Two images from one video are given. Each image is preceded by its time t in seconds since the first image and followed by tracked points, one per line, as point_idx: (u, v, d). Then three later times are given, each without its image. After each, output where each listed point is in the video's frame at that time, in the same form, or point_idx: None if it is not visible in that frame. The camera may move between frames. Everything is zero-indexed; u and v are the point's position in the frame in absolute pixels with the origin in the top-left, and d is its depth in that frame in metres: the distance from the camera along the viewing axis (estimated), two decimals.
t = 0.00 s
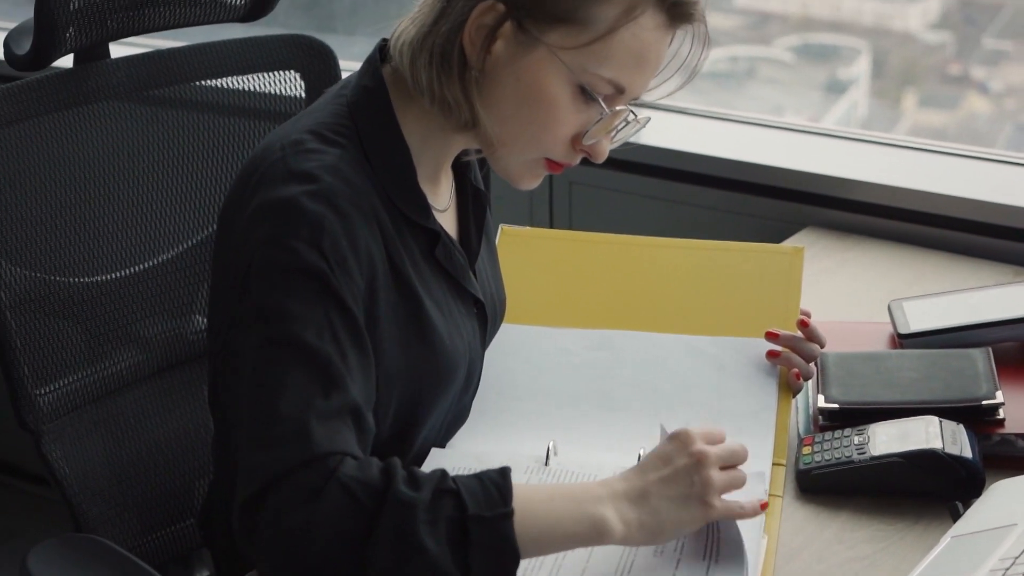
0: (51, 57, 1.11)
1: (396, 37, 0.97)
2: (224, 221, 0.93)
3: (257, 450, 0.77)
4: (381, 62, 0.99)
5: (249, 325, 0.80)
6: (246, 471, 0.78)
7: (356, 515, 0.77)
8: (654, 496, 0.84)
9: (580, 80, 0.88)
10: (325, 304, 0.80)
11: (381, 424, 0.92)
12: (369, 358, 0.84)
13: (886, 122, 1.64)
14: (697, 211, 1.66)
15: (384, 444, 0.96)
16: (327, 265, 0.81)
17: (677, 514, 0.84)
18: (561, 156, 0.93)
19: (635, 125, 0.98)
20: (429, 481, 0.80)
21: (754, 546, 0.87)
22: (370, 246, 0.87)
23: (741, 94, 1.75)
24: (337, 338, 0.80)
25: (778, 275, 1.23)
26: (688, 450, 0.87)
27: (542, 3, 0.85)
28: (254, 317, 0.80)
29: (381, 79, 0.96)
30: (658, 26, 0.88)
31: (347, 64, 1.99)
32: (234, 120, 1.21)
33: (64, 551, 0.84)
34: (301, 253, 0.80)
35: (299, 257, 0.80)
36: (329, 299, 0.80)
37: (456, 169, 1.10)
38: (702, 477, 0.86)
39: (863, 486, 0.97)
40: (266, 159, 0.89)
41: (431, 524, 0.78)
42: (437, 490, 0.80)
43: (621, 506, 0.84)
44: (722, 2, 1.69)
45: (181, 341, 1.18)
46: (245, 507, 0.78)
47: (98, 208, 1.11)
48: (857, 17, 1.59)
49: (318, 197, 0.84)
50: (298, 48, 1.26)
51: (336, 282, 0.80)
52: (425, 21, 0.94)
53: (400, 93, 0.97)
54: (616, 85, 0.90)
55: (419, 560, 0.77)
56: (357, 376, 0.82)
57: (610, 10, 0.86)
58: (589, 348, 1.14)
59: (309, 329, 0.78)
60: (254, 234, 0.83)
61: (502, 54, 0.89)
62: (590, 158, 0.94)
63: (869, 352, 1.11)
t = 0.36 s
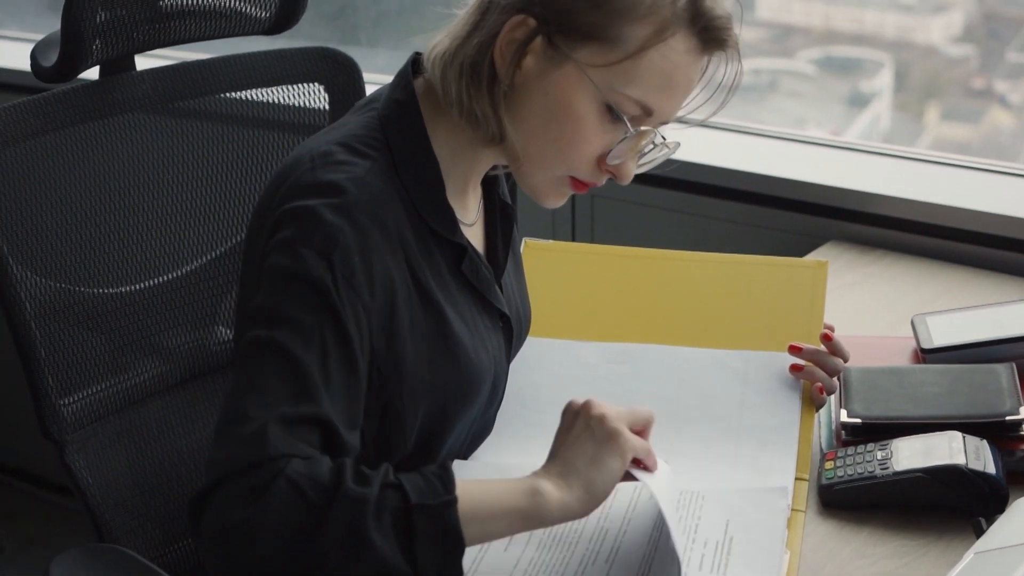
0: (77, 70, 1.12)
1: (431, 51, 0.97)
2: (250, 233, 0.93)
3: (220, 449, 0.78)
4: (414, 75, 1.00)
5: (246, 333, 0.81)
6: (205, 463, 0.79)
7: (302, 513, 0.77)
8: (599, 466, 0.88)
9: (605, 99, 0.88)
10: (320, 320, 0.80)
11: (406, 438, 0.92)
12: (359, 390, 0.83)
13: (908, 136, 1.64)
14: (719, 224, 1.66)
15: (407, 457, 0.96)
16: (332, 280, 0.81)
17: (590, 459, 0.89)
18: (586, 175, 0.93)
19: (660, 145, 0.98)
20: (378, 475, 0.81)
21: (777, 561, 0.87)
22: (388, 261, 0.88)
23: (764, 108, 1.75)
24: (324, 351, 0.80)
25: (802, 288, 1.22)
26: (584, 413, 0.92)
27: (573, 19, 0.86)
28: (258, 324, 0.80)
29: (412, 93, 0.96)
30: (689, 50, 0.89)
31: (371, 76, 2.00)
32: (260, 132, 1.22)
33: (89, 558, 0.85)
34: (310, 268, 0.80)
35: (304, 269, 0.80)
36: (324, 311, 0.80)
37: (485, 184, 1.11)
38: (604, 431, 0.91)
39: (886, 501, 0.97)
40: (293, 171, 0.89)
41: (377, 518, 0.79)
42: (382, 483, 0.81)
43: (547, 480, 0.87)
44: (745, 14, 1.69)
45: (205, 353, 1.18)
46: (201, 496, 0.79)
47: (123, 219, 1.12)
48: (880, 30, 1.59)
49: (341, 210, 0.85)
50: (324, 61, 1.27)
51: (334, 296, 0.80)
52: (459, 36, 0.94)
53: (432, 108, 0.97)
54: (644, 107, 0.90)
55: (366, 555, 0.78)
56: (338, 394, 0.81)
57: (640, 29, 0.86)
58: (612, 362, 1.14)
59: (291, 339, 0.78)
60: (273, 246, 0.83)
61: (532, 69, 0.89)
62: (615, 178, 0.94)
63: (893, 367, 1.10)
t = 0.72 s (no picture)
0: (98, 81, 1.13)
1: (452, 62, 0.98)
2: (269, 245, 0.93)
3: (226, 454, 0.79)
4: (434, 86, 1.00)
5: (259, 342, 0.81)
6: (211, 469, 0.80)
7: (303, 524, 0.78)
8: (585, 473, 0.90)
9: (618, 114, 0.88)
10: (331, 333, 0.80)
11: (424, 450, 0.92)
12: (371, 398, 0.84)
13: (926, 149, 1.63)
14: (736, 236, 1.66)
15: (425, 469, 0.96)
16: (349, 296, 0.82)
17: (577, 469, 0.90)
18: (599, 191, 0.92)
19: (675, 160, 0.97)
20: (381, 489, 0.82)
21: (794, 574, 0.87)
22: (404, 274, 0.88)
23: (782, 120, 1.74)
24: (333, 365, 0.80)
25: (821, 301, 1.22)
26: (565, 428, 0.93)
27: (591, 31, 0.87)
28: (270, 335, 0.81)
29: (432, 106, 0.96)
30: (706, 69, 0.89)
31: (389, 87, 2.01)
32: (278, 143, 1.22)
33: (107, 567, 0.86)
34: (326, 282, 0.81)
35: (319, 281, 0.81)
36: (337, 326, 0.81)
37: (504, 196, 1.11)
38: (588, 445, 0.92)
39: (904, 516, 0.97)
40: (313, 182, 0.89)
41: (377, 532, 0.80)
42: (384, 497, 0.82)
43: (542, 496, 0.88)
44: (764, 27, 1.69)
45: (223, 364, 1.18)
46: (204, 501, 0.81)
47: (144, 231, 1.13)
48: (900, 42, 1.59)
49: (359, 223, 0.85)
50: (343, 73, 1.28)
51: (348, 312, 0.81)
52: (480, 48, 0.95)
53: (450, 121, 0.98)
54: (658, 124, 0.89)
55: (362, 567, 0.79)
56: (344, 407, 0.81)
57: (656, 45, 0.86)
58: (630, 375, 1.14)
59: (303, 353, 0.79)
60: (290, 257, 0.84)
61: (546, 82, 0.90)
62: (628, 196, 0.94)
63: (911, 381, 1.10)
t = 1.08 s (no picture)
0: (110, 92, 1.13)
1: (458, 72, 0.98)
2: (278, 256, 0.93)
3: (280, 485, 0.79)
4: (441, 98, 1.00)
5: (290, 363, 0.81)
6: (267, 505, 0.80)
7: (369, 552, 0.78)
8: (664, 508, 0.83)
9: (627, 124, 0.88)
10: (359, 344, 0.80)
11: (430, 463, 0.92)
12: (400, 399, 0.84)
13: (938, 161, 1.63)
14: (748, 247, 1.65)
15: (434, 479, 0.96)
16: (369, 307, 0.82)
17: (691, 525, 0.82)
18: (608, 199, 0.93)
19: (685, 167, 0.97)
20: (444, 517, 0.80)
21: None
22: (416, 284, 0.88)
23: (794, 131, 1.74)
24: (368, 378, 0.80)
25: (833, 313, 1.22)
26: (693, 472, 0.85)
27: (598, 41, 0.87)
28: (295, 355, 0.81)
29: (440, 116, 0.97)
30: (713, 75, 0.89)
31: (401, 98, 2.01)
32: (287, 153, 1.23)
33: None
34: (346, 295, 0.81)
35: (339, 295, 0.81)
36: (363, 337, 0.81)
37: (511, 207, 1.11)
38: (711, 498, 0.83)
39: (915, 529, 0.97)
40: (321, 193, 0.89)
41: (444, 561, 0.78)
42: (452, 527, 0.80)
43: (626, 531, 0.81)
44: (775, 38, 1.69)
45: (234, 373, 1.19)
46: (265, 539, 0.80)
47: (155, 240, 1.13)
48: (911, 53, 1.59)
49: (371, 235, 0.86)
50: (355, 84, 1.28)
51: (373, 324, 0.81)
52: (486, 58, 0.95)
53: (457, 130, 0.98)
54: (666, 131, 0.90)
55: None
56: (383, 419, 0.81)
57: (664, 54, 0.87)
58: (641, 387, 1.14)
59: (336, 368, 0.79)
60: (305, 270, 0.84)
61: (555, 92, 0.90)
62: (638, 203, 0.94)
63: (923, 394, 1.10)
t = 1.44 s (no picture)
0: (122, 105, 1.13)
1: (459, 86, 0.98)
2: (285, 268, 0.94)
3: (349, 507, 0.80)
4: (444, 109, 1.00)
5: (323, 379, 0.81)
6: (338, 525, 0.81)
7: (457, 566, 0.80)
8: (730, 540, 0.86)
9: (636, 133, 0.89)
10: (398, 351, 0.81)
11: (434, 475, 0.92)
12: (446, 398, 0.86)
13: (947, 173, 1.63)
14: (758, 260, 1.65)
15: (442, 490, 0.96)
16: (398, 313, 0.82)
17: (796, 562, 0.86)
18: (618, 205, 0.94)
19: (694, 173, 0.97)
20: (537, 529, 0.82)
21: None
22: (436, 295, 0.88)
23: (802, 143, 1.74)
24: (415, 384, 0.82)
25: (841, 326, 1.22)
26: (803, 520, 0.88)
27: (604, 53, 0.87)
28: (327, 367, 0.81)
29: (444, 128, 0.97)
30: (717, 80, 0.90)
31: (410, 110, 2.01)
32: (295, 164, 1.23)
33: None
34: (377, 303, 0.82)
35: (370, 306, 0.82)
36: (401, 345, 0.82)
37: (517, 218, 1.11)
38: (809, 542, 0.87)
39: (924, 543, 0.97)
40: (328, 205, 0.90)
41: None
42: (545, 540, 0.82)
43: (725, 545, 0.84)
44: (783, 49, 1.69)
45: (244, 385, 1.19)
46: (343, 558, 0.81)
47: (163, 253, 1.13)
48: (920, 65, 1.59)
49: (386, 244, 0.86)
50: (364, 96, 1.29)
51: (407, 331, 0.82)
52: (486, 69, 0.94)
53: (462, 143, 0.98)
54: (673, 137, 0.90)
55: None
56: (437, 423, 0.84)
57: (669, 62, 0.87)
58: (649, 400, 1.14)
59: (388, 376, 0.80)
60: (319, 282, 0.84)
61: (562, 104, 0.90)
62: (646, 208, 0.95)
63: (931, 408, 1.10)
